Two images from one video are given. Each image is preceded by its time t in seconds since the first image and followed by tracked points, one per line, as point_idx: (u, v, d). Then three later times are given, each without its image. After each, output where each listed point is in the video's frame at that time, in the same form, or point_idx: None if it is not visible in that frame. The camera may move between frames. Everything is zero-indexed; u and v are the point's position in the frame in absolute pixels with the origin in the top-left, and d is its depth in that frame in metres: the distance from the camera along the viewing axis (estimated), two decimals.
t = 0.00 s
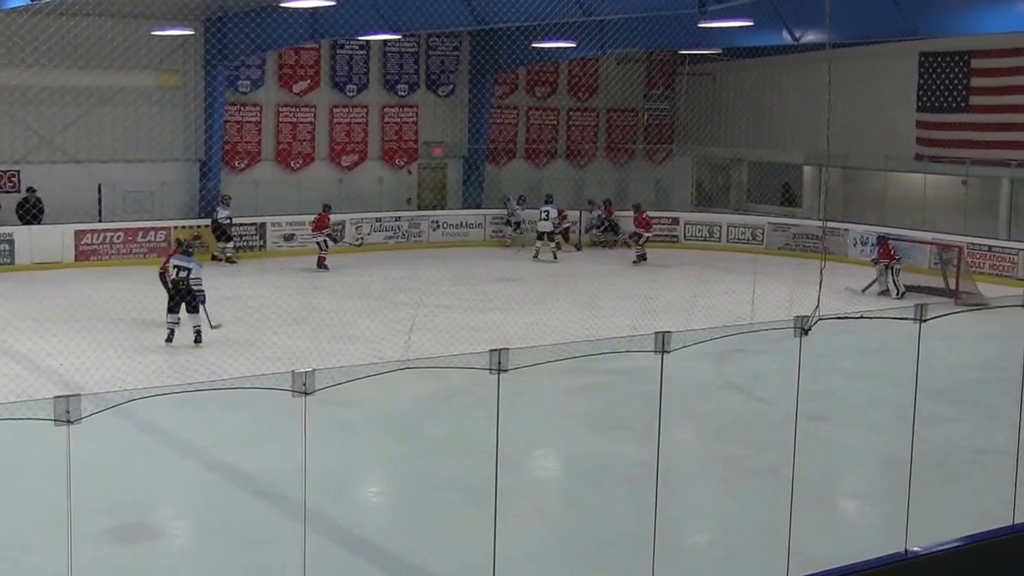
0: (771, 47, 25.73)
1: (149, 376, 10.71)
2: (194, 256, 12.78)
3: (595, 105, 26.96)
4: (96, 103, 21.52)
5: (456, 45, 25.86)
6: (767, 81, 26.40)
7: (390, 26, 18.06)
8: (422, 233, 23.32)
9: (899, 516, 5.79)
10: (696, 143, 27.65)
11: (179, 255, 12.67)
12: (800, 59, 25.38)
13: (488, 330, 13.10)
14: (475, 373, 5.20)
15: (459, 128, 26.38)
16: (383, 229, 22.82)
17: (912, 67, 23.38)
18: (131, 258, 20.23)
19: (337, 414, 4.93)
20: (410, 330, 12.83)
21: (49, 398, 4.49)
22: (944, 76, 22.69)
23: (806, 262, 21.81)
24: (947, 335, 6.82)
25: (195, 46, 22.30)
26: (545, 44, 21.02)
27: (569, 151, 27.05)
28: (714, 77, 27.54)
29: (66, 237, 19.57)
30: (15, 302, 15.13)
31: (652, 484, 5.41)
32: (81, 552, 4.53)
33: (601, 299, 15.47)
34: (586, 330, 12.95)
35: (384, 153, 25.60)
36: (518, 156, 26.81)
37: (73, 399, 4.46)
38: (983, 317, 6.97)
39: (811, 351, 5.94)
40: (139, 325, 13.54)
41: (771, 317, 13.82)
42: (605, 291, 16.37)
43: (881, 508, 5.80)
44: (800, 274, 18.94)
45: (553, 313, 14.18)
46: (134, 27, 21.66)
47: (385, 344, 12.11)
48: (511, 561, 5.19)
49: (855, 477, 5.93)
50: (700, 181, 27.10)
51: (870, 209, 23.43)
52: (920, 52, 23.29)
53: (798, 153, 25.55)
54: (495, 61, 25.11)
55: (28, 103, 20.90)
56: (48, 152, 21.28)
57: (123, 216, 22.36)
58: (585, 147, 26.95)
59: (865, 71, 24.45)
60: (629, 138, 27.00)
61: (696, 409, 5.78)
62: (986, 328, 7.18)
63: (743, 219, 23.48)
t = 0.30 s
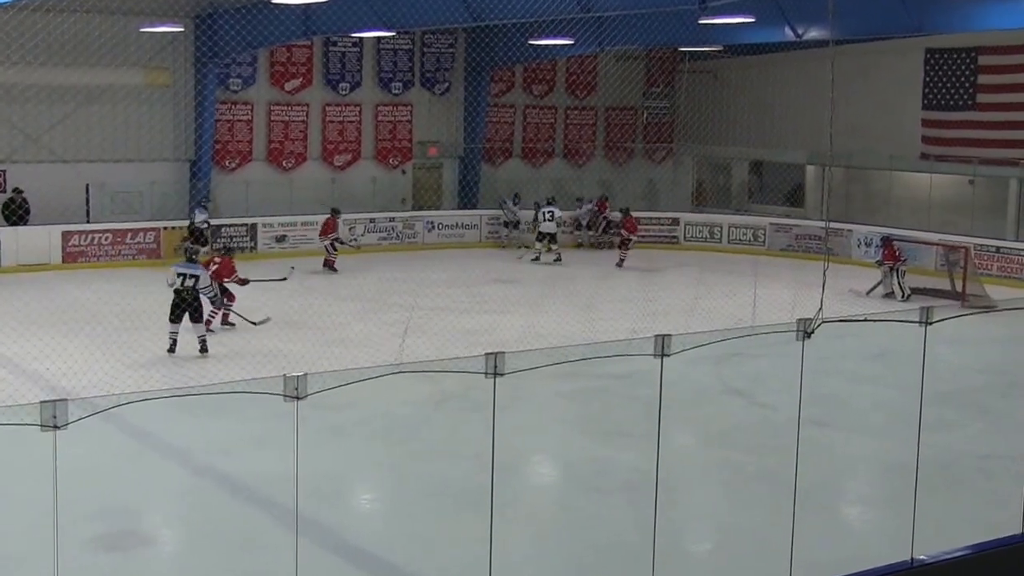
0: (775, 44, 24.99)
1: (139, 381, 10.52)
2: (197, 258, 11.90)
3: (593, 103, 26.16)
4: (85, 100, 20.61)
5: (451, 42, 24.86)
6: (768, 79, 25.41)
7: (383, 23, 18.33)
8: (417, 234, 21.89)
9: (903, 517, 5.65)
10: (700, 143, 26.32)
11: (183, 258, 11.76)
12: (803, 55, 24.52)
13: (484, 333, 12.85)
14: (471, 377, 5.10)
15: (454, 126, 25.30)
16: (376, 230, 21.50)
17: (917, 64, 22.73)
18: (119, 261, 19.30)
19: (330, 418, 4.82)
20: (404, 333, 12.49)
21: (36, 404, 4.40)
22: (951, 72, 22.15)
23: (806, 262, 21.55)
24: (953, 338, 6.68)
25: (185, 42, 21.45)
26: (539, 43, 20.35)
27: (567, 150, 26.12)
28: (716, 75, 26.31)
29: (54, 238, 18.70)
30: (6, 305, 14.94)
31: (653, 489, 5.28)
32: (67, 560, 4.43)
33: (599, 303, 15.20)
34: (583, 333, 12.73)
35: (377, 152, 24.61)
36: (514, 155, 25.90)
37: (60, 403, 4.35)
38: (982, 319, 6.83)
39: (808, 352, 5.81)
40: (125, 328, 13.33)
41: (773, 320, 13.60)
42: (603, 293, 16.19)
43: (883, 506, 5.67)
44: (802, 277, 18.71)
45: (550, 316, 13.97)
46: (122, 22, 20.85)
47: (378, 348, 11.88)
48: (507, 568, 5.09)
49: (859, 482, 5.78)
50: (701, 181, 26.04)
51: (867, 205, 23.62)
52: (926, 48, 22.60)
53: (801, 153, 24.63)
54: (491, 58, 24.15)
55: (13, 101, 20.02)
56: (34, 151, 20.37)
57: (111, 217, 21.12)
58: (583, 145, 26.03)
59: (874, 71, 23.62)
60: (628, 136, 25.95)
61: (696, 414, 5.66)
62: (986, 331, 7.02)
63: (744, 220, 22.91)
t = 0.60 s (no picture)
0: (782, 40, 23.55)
1: (129, 389, 10.18)
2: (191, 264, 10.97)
3: (597, 101, 24.66)
4: (75, 98, 19.53)
5: (451, 39, 23.67)
6: (777, 76, 23.91)
7: (379, 19, 17.52)
8: (416, 237, 21.23)
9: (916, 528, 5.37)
10: (706, 142, 24.79)
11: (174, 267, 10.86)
12: (816, 52, 23.04)
13: (485, 338, 12.51)
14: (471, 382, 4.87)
15: (453, 124, 23.98)
16: (374, 232, 20.79)
17: (933, 61, 22.09)
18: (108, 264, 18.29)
19: (325, 426, 4.65)
20: (403, 339, 12.16)
21: (20, 411, 4.19)
22: (967, 71, 21.56)
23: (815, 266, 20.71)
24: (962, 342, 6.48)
25: (177, 38, 20.36)
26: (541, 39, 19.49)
27: (569, 149, 24.67)
28: (723, 72, 24.68)
29: (39, 241, 17.64)
30: None
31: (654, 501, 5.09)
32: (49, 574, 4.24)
33: (602, 308, 14.83)
34: (584, 339, 12.44)
35: (373, 152, 23.24)
36: (515, 155, 24.48)
37: (45, 411, 4.14)
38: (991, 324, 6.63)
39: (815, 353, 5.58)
40: (111, 333, 12.96)
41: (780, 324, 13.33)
42: (603, 298, 15.88)
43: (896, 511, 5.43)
44: (809, 280, 18.40)
45: (550, 321, 13.66)
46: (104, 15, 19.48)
47: (377, 353, 11.54)
48: None
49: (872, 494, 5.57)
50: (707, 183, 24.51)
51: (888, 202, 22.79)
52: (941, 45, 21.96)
53: (812, 152, 23.12)
54: (493, 54, 23.05)
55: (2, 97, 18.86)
56: (19, 151, 19.14)
57: (98, 218, 19.59)
58: (586, 145, 24.60)
59: (895, 74, 22.85)
60: (631, 135, 24.72)
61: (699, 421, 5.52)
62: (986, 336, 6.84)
63: (752, 222, 22.07)
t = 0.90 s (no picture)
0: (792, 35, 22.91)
1: (113, 398, 9.89)
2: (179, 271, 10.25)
3: (600, 99, 23.86)
4: (57, 96, 18.95)
5: (448, 34, 23.03)
6: (781, 74, 23.26)
7: (375, 14, 17.48)
8: (412, 239, 20.50)
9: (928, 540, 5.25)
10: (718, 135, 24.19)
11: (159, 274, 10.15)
12: (828, 48, 22.38)
13: (483, 341, 12.11)
14: (469, 390, 4.75)
15: (453, 123, 23.28)
16: (367, 233, 20.02)
17: (947, 58, 21.06)
18: (91, 268, 17.67)
19: (318, 436, 4.47)
20: (400, 343, 11.75)
21: None
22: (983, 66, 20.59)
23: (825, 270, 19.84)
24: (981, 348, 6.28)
25: (165, 34, 19.68)
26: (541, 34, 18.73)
27: (571, 148, 23.83)
28: (730, 68, 24.06)
29: (20, 242, 17.09)
30: None
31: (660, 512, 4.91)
32: None
33: (606, 311, 14.39)
34: (585, 344, 12.01)
35: (369, 151, 22.50)
36: (516, 155, 23.63)
37: (28, 419, 4.02)
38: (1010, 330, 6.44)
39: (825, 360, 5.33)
40: (100, 336, 12.67)
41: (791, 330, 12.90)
42: (605, 301, 15.42)
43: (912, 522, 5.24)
44: (819, 283, 17.88)
45: (550, 324, 13.31)
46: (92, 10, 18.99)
47: (371, 358, 11.15)
48: None
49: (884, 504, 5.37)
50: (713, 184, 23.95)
51: (903, 204, 21.95)
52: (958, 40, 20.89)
53: (822, 152, 22.63)
54: (492, 50, 22.15)
55: None
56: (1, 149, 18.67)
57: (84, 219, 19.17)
58: (589, 144, 23.80)
59: (905, 69, 21.77)
60: (636, 134, 23.93)
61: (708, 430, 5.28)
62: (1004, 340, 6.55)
63: (761, 224, 21.15)
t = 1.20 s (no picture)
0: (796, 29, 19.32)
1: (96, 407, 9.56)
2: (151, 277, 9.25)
3: (601, 97, 20.35)
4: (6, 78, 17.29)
5: (445, 30, 20.10)
6: (792, 69, 19.78)
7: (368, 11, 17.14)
8: (408, 242, 17.96)
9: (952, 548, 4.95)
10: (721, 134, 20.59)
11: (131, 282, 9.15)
12: (834, 42, 19.16)
13: (480, 344, 11.64)
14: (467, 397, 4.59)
15: (449, 121, 20.42)
16: (360, 235, 17.58)
17: (960, 53, 17.79)
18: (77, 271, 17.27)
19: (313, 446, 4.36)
20: (394, 347, 11.33)
21: None
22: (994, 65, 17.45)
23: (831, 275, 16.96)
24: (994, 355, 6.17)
25: (150, 31, 17.22)
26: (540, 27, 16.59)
27: (571, 148, 20.47)
28: (738, 64, 20.36)
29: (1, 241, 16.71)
30: None
31: (664, 522, 4.78)
32: None
33: (610, 312, 13.68)
34: (586, 349, 11.47)
35: (364, 151, 19.70)
36: (515, 155, 20.50)
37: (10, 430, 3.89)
38: None
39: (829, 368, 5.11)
40: (86, 338, 12.35)
41: (802, 333, 12.32)
42: (612, 298, 14.77)
43: (925, 532, 4.99)
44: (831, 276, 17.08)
45: (551, 326, 12.76)
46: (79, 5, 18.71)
47: (363, 362, 10.69)
48: None
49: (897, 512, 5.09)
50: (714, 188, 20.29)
51: (913, 205, 18.64)
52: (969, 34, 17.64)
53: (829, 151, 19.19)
54: (490, 45, 19.50)
55: None
56: None
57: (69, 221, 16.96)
58: (591, 143, 20.37)
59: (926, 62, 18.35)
60: (638, 132, 20.34)
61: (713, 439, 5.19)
62: (1022, 347, 6.22)
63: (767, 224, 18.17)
